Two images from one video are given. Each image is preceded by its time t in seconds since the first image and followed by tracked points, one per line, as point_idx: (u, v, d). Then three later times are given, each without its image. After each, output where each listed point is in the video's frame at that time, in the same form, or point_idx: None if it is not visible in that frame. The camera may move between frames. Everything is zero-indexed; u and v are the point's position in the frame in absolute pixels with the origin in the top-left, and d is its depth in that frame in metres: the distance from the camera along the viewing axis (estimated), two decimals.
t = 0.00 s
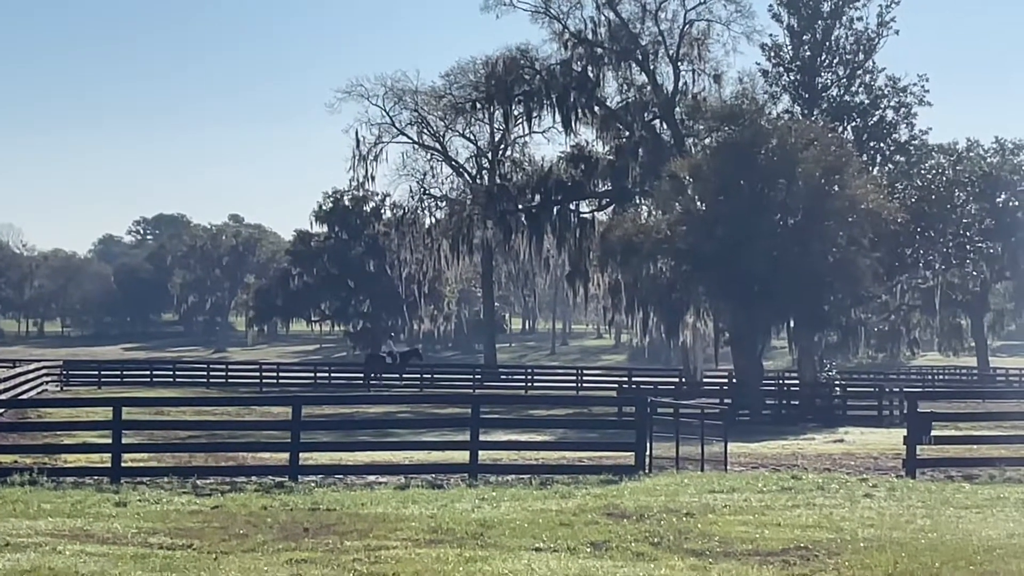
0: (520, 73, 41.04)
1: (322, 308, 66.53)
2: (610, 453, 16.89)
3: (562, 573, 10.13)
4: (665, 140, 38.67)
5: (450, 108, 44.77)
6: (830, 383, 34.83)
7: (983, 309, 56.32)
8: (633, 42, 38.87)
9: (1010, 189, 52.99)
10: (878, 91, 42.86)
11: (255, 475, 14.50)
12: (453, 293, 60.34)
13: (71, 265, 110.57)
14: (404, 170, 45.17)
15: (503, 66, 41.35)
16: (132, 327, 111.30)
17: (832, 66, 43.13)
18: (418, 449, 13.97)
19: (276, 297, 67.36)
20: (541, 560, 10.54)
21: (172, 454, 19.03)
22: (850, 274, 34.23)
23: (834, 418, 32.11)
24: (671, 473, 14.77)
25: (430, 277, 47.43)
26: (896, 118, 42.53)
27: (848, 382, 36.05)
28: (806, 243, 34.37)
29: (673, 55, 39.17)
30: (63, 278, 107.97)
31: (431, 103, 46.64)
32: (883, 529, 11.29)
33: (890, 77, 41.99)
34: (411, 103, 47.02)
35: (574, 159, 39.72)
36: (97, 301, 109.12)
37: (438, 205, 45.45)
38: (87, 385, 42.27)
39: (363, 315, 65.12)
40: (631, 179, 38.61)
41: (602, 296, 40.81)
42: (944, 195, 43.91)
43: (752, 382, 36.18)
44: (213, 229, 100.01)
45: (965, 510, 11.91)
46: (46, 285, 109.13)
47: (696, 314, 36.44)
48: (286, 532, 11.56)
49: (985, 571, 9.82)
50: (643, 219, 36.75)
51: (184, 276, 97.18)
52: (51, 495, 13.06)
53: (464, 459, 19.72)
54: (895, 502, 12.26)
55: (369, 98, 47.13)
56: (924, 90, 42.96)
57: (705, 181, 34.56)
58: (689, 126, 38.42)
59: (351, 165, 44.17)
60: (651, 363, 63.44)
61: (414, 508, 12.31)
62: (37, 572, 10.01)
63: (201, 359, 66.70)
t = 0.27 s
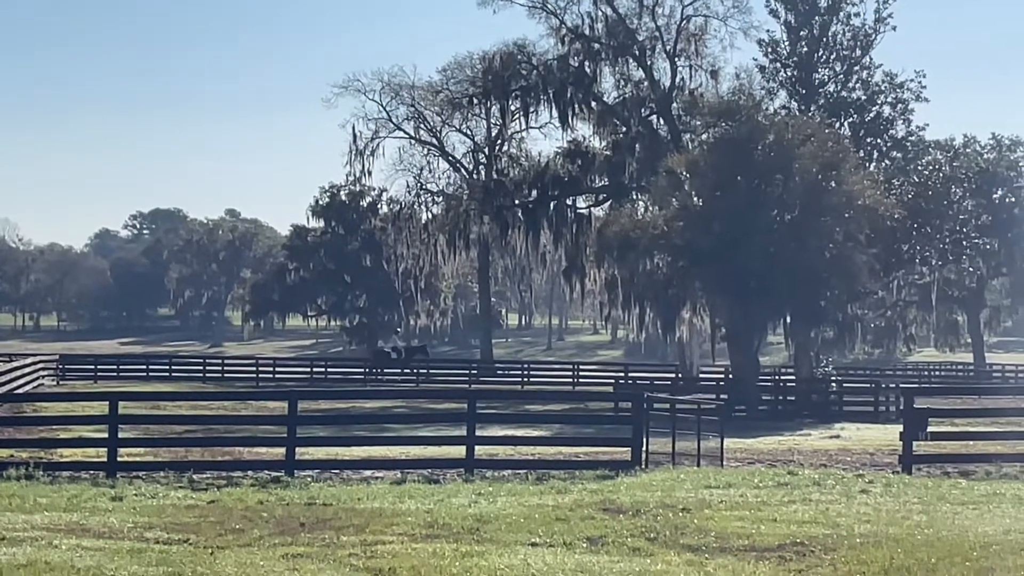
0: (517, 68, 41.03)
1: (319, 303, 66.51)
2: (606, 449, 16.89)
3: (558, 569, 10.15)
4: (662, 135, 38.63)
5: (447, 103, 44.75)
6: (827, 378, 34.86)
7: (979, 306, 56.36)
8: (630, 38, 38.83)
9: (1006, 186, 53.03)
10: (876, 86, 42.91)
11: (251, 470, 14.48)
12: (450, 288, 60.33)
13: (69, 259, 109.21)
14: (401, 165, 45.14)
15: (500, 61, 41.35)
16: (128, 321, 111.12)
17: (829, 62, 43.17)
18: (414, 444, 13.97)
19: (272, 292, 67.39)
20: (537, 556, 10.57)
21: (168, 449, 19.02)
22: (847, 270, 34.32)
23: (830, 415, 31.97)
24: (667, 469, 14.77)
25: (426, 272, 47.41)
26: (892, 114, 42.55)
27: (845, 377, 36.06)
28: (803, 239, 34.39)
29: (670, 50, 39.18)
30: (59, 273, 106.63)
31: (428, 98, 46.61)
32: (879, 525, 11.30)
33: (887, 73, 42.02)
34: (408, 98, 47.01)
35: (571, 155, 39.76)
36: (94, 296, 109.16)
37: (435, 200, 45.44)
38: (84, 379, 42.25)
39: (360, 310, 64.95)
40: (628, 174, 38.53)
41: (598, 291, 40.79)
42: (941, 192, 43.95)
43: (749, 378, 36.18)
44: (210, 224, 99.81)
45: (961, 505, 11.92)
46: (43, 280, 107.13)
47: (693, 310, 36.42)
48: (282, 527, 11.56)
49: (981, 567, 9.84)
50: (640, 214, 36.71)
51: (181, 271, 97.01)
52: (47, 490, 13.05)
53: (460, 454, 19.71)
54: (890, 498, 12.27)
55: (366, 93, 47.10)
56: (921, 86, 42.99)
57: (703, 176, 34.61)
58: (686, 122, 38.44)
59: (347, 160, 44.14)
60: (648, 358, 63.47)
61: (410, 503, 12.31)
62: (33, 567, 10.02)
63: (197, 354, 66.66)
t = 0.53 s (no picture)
0: (514, 62, 41.02)
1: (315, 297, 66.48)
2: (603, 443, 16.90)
3: (555, 564, 10.24)
4: (659, 130, 38.65)
5: (443, 97, 44.73)
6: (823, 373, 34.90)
7: (976, 301, 56.39)
8: (627, 32, 38.78)
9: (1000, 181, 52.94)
10: (872, 82, 42.88)
11: (248, 464, 14.48)
12: (446, 283, 60.32)
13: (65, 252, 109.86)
14: (397, 159, 45.11)
15: (497, 55, 41.36)
16: (125, 315, 110.71)
17: (826, 57, 43.19)
18: (411, 438, 13.97)
19: (269, 286, 67.20)
20: (534, 550, 10.61)
21: (165, 442, 19.02)
22: (844, 265, 34.37)
23: (827, 409, 32.09)
24: (664, 463, 14.78)
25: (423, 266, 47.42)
26: (889, 109, 42.53)
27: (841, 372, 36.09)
28: (800, 234, 34.44)
29: (667, 45, 39.19)
30: (55, 266, 107.27)
31: (424, 92, 46.58)
32: (875, 520, 11.34)
33: (883, 68, 42.03)
34: (405, 92, 46.99)
35: (567, 149, 39.71)
36: (91, 288, 109.12)
37: (431, 194, 45.42)
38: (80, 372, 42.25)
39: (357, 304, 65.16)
40: (624, 169, 38.64)
41: (594, 286, 40.78)
42: (939, 187, 43.98)
43: (745, 373, 36.18)
44: (207, 217, 99.65)
45: (957, 500, 11.95)
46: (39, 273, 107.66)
47: (689, 305, 36.41)
48: (279, 520, 11.58)
49: (976, 563, 9.89)
50: (636, 208, 36.72)
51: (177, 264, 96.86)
52: (44, 483, 13.05)
53: (457, 449, 19.72)
54: (887, 493, 12.29)
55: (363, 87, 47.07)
56: (918, 82, 43.00)
57: (699, 171, 34.67)
58: (683, 117, 38.51)
59: (344, 154, 44.11)
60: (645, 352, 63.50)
61: (407, 497, 12.34)
62: (31, 560, 10.05)
63: (194, 347, 66.64)
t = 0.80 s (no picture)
0: (512, 55, 41.00)
1: (312, 290, 66.45)
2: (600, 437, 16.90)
3: (552, 557, 10.31)
4: (657, 124, 38.63)
5: (441, 90, 44.68)
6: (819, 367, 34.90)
7: (972, 296, 56.45)
8: (625, 26, 38.71)
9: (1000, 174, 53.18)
10: (870, 77, 42.87)
11: (244, 457, 14.45)
12: (444, 276, 60.30)
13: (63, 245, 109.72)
14: (395, 152, 45.05)
15: (495, 49, 41.36)
16: (122, 308, 110.72)
17: (823, 52, 43.19)
18: (408, 431, 13.97)
19: (266, 280, 66.25)
20: (531, 544, 10.68)
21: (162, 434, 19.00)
22: (841, 259, 34.42)
23: (823, 404, 32.00)
24: (661, 457, 14.77)
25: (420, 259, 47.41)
26: (887, 104, 42.52)
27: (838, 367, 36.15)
28: (797, 228, 34.49)
29: (665, 39, 39.16)
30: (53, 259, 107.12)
31: (422, 85, 46.51)
32: (872, 514, 11.37)
33: (881, 63, 42.02)
34: (402, 85, 46.94)
35: (565, 143, 39.69)
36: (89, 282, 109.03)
37: (429, 187, 45.37)
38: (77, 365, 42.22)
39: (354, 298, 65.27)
40: (622, 162, 38.59)
41: (592, 280, 40.72)
42: (936, 182, 44.02)
43: (742, 367, 36.17)
44: (204, 210, 99.39)
45: (954, 495, 11.95)
46: (37, 266, 107.64)
47: (687, 299, 36.35)
48: (276, 514, 11.57)
49: (973, 558, 9.93)
50: (633, 203, 36.69)
51: (174, 257, 96.66)
52: (40, 475, 13.03)
53: (454, 442, 19.70)
54: (883, 487, 12.30)
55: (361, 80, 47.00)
56: (916, 77, 43.01)
57: (697, 165, 34.71)
58: (681, 111, 38.40)
59: (341, 147, 44.04)
60: (641, 346, 63.53)
61: (404, 490, 12.34)
62: (27, 552, 10.07)
63: (190, 341, 66.59)
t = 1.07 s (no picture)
0: (511, 49, 41.05)
1: (310, 284, 66.34)
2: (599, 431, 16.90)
3: (550, 551, 10.35)
4: (655, 118, 38.54)
5: (439, 84, 44.68)
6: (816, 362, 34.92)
7: (970, 291, 56.54)
8: (624, 21, 38.64)
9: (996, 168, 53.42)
10: (868, 71, 42.92)
11: (242, 450, 14.44)
12: (442, 270, 60.28)
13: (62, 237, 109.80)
14: (393, 145, 45.02)
15: (494, 42, 41.38)
16: (120, 300, 110.77)
17: (822, 46, 43.24)
18: (406, 425, 13.96)
19: (264, 272, 67.18)
20: (529, 538, 10.71)
21: (160, 428, 18.98)
22: (839, 254, 34.39)
23: (822, 399, 32.21)
24: (659, 451, 14.77)
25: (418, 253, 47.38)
26: (885, 99, 42.57)
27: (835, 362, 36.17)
28: (795, 223, 34.45)
29: (663, 33, 39.12)
30: (50, 251, 107.39)
31: (421, 79, 46.49)
32: (870, 509, 11.40)
33: (880, 58, 42.06)
34: (401, 79, 46.92)
35: (563, 137, 39.69)
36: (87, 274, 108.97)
37: (427, 181, 45.32)
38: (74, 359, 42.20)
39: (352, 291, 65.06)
40: (621, 157, 38.49)
41: (590, 273, 40.69)
42: (935, 177, 44.04)
43: (740, 361, 36.20)
44: (202, 204, 99.30)
45: (952, 490, 11.98)
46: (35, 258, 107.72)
47: (684, 293, 36.34)
48: (274, 507, 11.58)
49: (971, 553, 10.00)
50: (632, 196, 36.70)
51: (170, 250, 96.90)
52: (39, 468, 13.02)
53: (452, 436, 19.70)
54: (882, 482, 12.32)
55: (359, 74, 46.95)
56: (915, 71, 43.04)
57: (696, 159, 34.69)
58: (680, 105, 38.38)
59: (339, 141, 44.00)
60: (638, 341, 63.59)
61: (402, 483, 12.35)
62: (26, 545, 10.09)
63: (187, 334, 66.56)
